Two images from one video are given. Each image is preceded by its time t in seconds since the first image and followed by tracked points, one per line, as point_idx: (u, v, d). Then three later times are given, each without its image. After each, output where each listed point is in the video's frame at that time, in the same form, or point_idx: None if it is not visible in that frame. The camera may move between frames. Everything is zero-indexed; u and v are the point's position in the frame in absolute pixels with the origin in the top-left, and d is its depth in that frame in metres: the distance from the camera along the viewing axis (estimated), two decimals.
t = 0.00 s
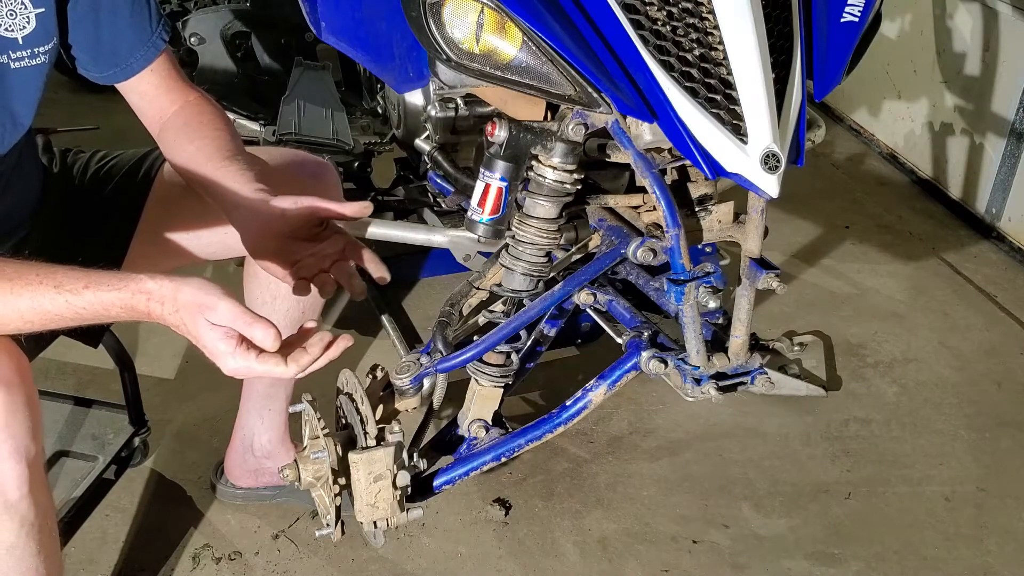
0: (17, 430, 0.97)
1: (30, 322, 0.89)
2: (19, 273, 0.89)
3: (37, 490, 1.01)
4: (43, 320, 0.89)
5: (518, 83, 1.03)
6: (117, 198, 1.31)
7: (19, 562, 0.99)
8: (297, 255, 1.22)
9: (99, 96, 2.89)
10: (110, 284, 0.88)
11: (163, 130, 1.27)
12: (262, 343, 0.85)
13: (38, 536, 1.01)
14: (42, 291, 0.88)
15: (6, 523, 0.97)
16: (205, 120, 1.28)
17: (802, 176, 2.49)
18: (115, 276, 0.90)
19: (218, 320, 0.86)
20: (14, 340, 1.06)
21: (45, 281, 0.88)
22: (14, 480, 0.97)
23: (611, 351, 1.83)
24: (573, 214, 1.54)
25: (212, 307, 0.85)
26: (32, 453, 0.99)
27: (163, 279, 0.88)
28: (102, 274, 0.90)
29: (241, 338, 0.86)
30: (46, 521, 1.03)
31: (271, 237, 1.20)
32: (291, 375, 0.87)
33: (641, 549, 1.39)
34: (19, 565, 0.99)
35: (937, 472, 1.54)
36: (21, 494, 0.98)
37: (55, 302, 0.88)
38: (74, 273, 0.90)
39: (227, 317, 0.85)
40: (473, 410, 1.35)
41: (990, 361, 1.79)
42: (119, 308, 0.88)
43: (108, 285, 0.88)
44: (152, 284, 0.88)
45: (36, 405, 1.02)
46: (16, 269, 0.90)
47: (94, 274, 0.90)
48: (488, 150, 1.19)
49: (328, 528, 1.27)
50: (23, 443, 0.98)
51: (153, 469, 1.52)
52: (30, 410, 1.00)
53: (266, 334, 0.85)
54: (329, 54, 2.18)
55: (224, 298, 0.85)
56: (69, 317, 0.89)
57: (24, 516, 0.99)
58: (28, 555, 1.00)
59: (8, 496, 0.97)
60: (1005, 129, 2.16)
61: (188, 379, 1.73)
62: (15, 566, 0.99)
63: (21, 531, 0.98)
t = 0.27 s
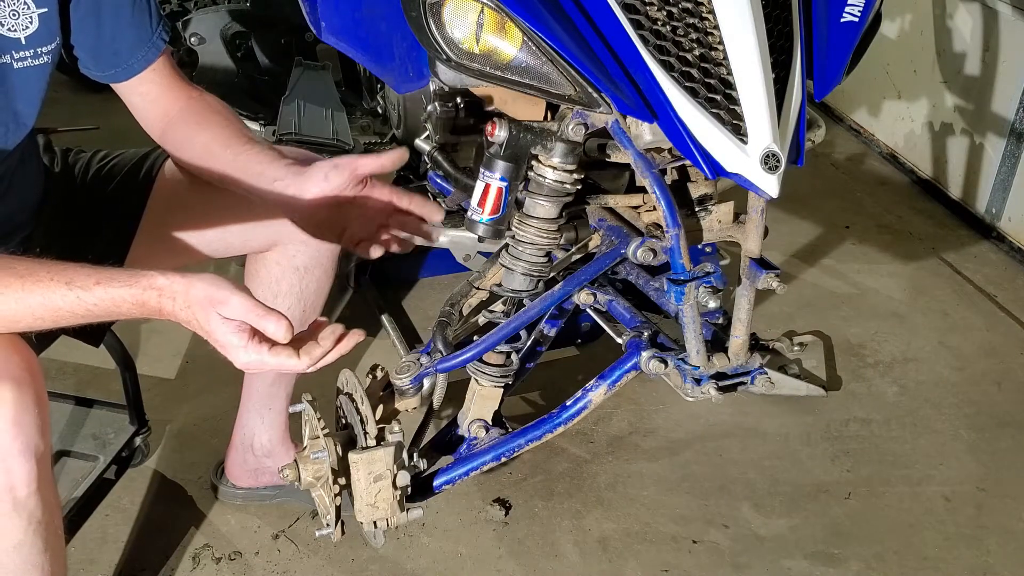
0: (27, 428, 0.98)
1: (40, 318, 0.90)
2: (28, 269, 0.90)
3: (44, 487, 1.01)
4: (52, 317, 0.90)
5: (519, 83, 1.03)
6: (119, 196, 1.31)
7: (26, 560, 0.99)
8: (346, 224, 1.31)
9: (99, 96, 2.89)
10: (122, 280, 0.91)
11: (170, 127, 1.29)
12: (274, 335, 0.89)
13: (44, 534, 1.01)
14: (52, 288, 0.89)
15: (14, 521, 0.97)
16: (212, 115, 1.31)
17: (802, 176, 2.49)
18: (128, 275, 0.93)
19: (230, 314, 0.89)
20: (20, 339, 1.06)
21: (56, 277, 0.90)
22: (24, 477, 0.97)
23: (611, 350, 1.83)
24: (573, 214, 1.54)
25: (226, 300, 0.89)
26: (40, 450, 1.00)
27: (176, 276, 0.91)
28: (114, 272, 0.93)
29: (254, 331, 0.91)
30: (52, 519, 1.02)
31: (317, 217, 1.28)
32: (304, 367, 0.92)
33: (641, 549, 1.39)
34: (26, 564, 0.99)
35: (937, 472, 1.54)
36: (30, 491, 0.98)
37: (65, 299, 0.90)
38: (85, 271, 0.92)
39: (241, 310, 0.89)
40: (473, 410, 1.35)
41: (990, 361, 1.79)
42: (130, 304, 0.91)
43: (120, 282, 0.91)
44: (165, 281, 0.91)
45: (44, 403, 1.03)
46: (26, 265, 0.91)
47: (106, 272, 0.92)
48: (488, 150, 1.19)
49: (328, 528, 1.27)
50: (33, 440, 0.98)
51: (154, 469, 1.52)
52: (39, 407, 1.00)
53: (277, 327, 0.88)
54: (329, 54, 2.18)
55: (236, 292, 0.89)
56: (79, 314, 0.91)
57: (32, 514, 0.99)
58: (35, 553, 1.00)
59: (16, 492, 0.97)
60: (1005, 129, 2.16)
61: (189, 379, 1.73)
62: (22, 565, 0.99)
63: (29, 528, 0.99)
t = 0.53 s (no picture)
0: (28, 427, 0.97)
1: (42, 311, 0.91)
2: (31, 264, 0.92)
3: (46, 486, 1.01)
4: (54, 308, 0.92)
5: (519, 83, 1.03)
6: (120, 195, 1.32)
7: (27, 559, 0.99)
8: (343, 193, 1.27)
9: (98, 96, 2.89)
10: (121, 269, 0.92)
11: (170, 121, 1.28)
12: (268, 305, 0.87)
13: (46, 532, 1.01)
14: (54, 280, 0.91)
15: (15, 520, 0.97)
16: (209, 110, 1.30)
17: (802, 176, 2.49)
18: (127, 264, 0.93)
19: (224, 290, 0.89)
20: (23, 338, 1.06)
21: (57, 270, 0.91)
22: (25, 476, 0.97)
23: (611, 350, 1.83)
24: (573, 214, 1.54)
25: (217, 275, 0.89)
26: (42, 449, 1.00)
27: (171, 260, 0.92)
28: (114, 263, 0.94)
29: (251, 307, 0.90)
30: (53, 518, 1.02)
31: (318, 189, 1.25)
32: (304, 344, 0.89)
33: (641, 549, 1.39)
34: (28, 562, 0.99)
35: (937, 472, 1.54)
36: (31, 490, 0.98)
37: (66, 290, 0.91)
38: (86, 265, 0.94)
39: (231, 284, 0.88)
40: (473, 410, 1.35)
41: (990, 361, 1.79)
42: (129, 292, 0.92)
43: (118, 270, 0.92)
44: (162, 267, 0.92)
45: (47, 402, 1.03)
46: (29, 260, 0.93)
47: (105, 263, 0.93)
48: (488, 150, 1.19)
49: (328, 528, 1.27)
50: (34, 440, 0.98)
51: (154, 469, 1.52)
52: (40, 406, 1.00)
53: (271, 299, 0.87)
54: (329, 54, 2.18)
55: (226, 265, 0.89)
56: (79, 305, 0.92)
57: (33, 513, 0.99)
58: (36, 551, 1.00)
59: (17, 491, 0.97)
60: (1005, 129, 2.16)
61: (189, 379, 1.73)
62: (23, 563, 0.99)
63: (30, 527, 0.99)
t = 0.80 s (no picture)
0: (29, 427, 0.97)
1: (42, 309, 0.92)
2: (34, 263, 0.93)
3: (46, 486, 1.01)
4: (54, 305, 0.92)
5: (519, 83, 1.03)
6: (120, 196, 1.31)
7: (28, 558, 0.99)
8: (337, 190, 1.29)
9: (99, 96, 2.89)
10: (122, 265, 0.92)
11: (172, 121, 1.29)
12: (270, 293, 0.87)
13: (46, 532, 1.01)
14: (56, 277, 0.92)
15: (16, 519, 0.97)
16: (208, 111, 1.31)
17: (802, 176, 2.49)
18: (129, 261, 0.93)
19: (225, 279, 0.88)
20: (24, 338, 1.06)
21: (59, 267, 0.92)
22: (25, 475, 0.97)
23: (611, 350, 1.83)
24: (572, 214, 1.54)
25: (218, 266, 0.89)
26: (43, 449, 1.00)
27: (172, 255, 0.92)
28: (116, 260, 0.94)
29: (253, 297, 0.90)
30: (54, 518, 1.02)
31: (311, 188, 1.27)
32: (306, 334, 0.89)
33: (641, 549, 1.39)
34: (29, 561, 0.99)
35: (937, 472, 1.54)
36: (32, 489, 0.98)
37: (68, 287, 0.91)
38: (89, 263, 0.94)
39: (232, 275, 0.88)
40: (473, 410, 1.35)
41: (990, 361, 1.79)
42: (130, 286, 0.91)
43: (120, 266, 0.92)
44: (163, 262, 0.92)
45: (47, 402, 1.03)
46: (33, 258, 0.94)
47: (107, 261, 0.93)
48: (488, 150, 1.19)
49: (328, 528, 1.27)
50: (35, 439, 0.98)
51: (154, 469, 1.52)
52: (41, 406, 1.00)
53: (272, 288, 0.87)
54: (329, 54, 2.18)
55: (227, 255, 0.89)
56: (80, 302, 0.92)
57: (34, 512, 0.99)
58: (37, 551, 1.00)
59: (18, 491, 0.97)
60: (1005, 129, 2.16)
61: (189, 379, 1.73)
62: (24, 563, 0.99)
63: (31, 527, 0.99)
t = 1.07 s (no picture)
0: (31, 426, 0.97)
1: (46, 310, 0.91)
2: (37, 263, 0.92)
3: (48, 485, 1.01)
4: (59, 306, 0.92)
5: (519, 83, 1.03)
6: (119, 195, 1.31)
7: (30, 557, 0.99)
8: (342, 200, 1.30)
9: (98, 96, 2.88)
10: (129, 268, 0.92)
11: (170, 122, 1.29)
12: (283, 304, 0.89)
13: (48, 531, 1.01)
14: (62, 278, 0.91)
15: (18, 519, 0.97)
16: (207, 111, 1.31)
17: (801, 176, 2.49)
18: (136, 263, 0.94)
19: (240, 289, 0.90)
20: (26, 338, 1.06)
21: (65, 268, 0.92)
22: (27, 475, 0.97)
23: (611, 350, 1.83)
24: (572, 214, 1.54)
25: (233, 275, 0.90)
26: (45, 448, 1.00)
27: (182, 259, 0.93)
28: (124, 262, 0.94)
29: (263, 306, 0.91)
30: (55, 517, 1.02)
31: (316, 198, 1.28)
32: (314, 346, 0.90)
33: (641, 549, 1.39)
34: (31, 560, 0.99)
35: (937, 472, 1.54)
36: (34, 488, 0.98)
37: (73, 288, 0.91)
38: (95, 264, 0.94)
39: (247, 284, 0.90)
40: (473, 410, 1.35)
41: (990, 361, 1.79)
42: (136, 288, 0.92)
43: (128, 269, 0.92)
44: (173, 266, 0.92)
45: (49, 401, 1.03)
46: (37, 259, 0.93)
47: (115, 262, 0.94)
48: (488, 150, 1.19)
49: (328, 528, 1.27)
50: (37, 439, 0.98)
51: (154, 469, 1.52)
52: (43, 405, 1.00)
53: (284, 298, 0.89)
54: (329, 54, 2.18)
55: (243, 266, 0.90)
56: (86, 304, 0.92)
57: (36, 512, 0.99)
58: (39, 550, 1.00)
59: (20, 490, 0.97)
60: (1005, 129, 2.16)
61: (189, 379, 1.73)
62: (26, 562, 0.99)
63: (33, 526, 0.99)
